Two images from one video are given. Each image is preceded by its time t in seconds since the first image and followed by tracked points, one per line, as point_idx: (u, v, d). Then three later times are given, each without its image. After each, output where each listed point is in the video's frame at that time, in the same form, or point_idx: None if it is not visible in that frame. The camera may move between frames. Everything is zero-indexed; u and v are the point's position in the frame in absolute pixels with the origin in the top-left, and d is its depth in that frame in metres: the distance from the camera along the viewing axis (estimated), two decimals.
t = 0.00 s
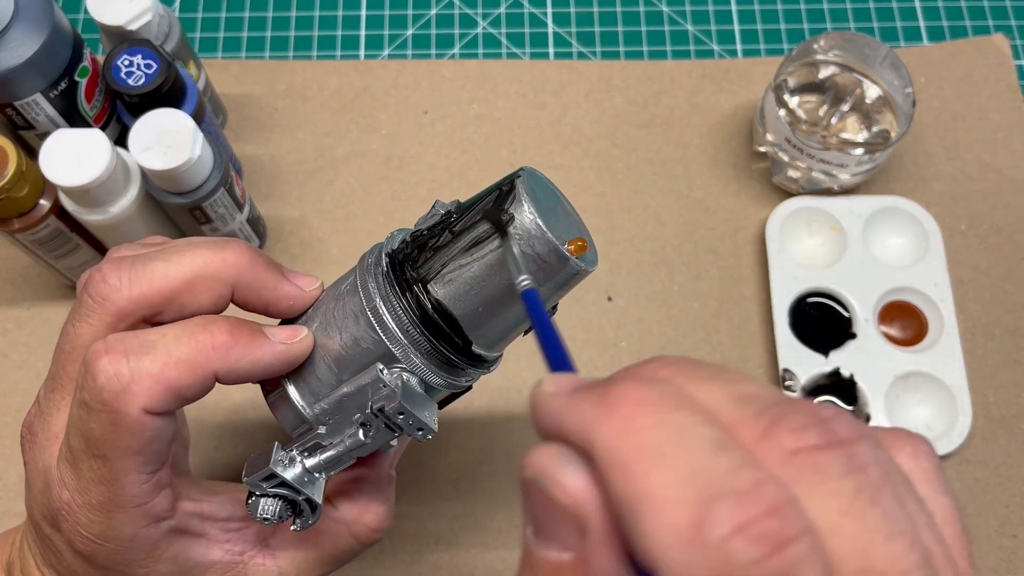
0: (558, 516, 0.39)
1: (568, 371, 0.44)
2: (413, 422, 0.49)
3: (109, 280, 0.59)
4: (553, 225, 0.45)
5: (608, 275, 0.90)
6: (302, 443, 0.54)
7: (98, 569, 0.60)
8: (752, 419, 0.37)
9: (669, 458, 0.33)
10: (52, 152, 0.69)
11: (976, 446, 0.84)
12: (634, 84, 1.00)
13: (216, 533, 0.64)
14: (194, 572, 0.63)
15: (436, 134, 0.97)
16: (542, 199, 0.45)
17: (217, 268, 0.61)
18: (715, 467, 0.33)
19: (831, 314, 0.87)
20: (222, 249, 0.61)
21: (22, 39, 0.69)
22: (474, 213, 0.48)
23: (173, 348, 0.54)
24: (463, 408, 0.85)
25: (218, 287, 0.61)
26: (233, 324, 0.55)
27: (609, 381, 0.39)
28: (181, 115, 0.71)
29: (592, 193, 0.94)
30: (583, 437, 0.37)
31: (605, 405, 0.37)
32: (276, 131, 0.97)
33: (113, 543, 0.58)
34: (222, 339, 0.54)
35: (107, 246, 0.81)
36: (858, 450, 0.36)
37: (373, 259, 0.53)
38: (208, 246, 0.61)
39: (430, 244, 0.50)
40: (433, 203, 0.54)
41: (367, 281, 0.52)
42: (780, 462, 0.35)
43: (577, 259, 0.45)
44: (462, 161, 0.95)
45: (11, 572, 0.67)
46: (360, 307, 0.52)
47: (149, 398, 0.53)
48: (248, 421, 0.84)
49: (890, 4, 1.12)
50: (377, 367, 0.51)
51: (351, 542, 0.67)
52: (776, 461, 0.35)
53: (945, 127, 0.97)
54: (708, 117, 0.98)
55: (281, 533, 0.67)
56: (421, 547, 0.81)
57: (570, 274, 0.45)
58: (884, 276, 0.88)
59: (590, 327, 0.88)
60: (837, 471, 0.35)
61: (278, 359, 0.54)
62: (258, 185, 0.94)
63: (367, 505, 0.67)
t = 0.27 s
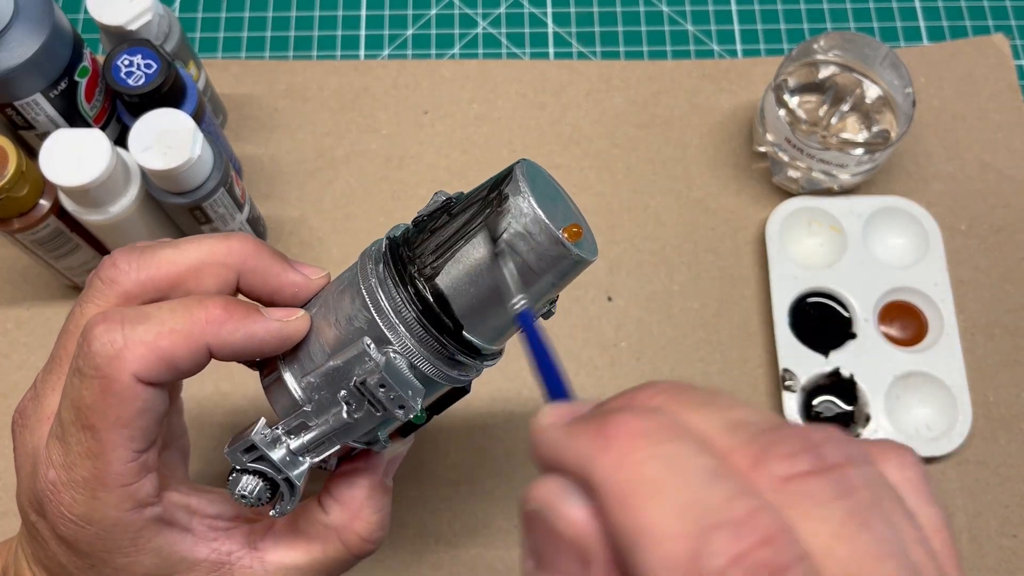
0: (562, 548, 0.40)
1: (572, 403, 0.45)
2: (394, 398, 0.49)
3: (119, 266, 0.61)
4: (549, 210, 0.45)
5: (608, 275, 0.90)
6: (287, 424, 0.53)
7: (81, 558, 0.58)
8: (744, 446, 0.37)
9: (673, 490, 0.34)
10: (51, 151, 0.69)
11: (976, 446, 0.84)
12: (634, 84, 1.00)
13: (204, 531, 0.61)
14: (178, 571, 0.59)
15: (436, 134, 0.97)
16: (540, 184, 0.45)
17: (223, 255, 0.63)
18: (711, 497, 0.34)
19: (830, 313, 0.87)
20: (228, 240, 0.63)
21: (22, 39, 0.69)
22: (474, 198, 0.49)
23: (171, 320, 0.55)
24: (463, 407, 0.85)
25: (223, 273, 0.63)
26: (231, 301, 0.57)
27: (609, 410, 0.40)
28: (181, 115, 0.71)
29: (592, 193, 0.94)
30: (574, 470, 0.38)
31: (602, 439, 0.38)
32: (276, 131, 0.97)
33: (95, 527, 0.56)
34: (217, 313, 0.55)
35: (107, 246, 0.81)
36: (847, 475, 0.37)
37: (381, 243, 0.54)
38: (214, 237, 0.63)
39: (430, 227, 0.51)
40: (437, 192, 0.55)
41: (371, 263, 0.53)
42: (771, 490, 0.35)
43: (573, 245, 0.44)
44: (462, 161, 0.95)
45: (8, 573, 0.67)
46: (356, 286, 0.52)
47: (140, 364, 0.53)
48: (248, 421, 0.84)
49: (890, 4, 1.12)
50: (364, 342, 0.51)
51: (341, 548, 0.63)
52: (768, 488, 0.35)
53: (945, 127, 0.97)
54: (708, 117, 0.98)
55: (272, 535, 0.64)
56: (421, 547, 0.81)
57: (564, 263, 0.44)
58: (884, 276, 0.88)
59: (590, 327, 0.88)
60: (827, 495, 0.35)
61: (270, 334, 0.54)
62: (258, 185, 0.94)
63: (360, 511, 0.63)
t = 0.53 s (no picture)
0: None
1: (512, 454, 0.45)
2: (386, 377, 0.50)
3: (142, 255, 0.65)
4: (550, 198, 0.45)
5: (608, 275, 0.90)
6: (280, 402, 0.54)
7: (70, 538, 0.57)
8: (674, 482, 0.38)
9: (598, 540, 0.35)
10: (52, 151, 0.69)
11: (976, 446, 0.84)
12: (634, 84, 1.00)
13: (197, 526, 0.58)
14: (165, 565, 0.56)
15: (436, 134, 0.97)
16: (542, 173, 0.46)
17: (239, 248, 0.66)
18: (645, 536, 0.34)
19: (830, 313, 0.87)
20: (246, 235, 0.67)
21: (22, 39, 0.69)
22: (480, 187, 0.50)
23: (178, 293, 0.56)
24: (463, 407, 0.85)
25: (239, 265, 0.66)
26: (242, 283, 0.59)
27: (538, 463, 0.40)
28: (181, 115, 0.71)
29: (592, 193, 0.94)
30: (517, 521, 0.39)
31: (534, 487, 0.38)
32: (276, 131, 0.97)
33: (85, 503, 0.55)
34: (224, 290, 0.57)
35: (107, 246, 0.81)
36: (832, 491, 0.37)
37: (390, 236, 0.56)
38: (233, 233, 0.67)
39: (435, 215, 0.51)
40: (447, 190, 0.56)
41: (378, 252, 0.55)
42: (704, 522, 0.36)
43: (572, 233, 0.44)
44: (462, 161, 0.95)
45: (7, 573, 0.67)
46: (360, 270, 0.53)
47: (144, 331, 0.55)
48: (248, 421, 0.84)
49: (890, 4, 1.12)
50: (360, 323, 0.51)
51: (332, 557, 0.60)
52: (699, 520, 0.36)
53: (945, 127, 0.97)
54: (708, 117, 0.98)
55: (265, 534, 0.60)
56: (422, 547, 0.81)
57: (563, 250, 0.44)
58: (884, 276, 0.88)
59: (590, 327, 0.88)
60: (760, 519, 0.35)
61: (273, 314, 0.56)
62: (259, 185, 0.94)
63: (354, 518, 0.61)
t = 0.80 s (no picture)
0: None
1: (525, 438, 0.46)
2: (383, 383, 0.50)
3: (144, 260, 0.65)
4: (552, 207, 0.45)
5: (608, 275, 0.90)
6: (280, 409, 0.54)
7: (68, 540, 0.56)
8: (689, 463, 0.39)
9: (615, 513, 0.36)
10: (52, 151, 0.69)
11: (976, 446, 0.84)
12: (634, 84, 1.00)
13: (195, 534, 0.57)
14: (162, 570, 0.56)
15: (436, 134, 0.97)
16: (545, 182, 0.46)
17: (248, 256, 0.67)
18: (663, 515, 0.35)
19: (831, 313, 0.87)
20: (255, 244, 0.68)
21: (22, 39, 0.69)
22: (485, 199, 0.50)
23: (184, 297, 0.57)
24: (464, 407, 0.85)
25: (246, 272, 0.67)
26: (249, 290, 0.59)
27: (559, 442, 0.41)
28: (181, 115, 0.71)
29: (592, 193, 0.94)
30: (534, 500, 0.39)
31: (554, 471, 0.39)
32: (277, 131, 0.97)
33: (84, 506, 0.55)
34: (231, 296, 0.58)
35: (107, 246, 0.81)
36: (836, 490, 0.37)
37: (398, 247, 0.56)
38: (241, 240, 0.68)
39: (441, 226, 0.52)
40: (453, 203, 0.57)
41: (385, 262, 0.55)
42: (718, 501, 0.37)
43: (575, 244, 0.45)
44: (462, 161, 0.95)
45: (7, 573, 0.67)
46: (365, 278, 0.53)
47: (149, 334, 0.55)
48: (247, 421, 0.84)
49: (890, 4, 1.12)
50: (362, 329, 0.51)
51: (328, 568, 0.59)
52: (714, 499, 0.37)
53: (945, 127, 0.97)
54: (708, 117, 0.98)
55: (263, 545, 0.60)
56: (422, 547, 0.81)
57: (564, 258, 0.44)
58: (884, 276, 0.88)
59: (590, 327, 0.88)
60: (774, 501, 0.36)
61: (279, 323, 0.57)
62: (259, 186, 0.94)
63: (352, 529, 0.60)
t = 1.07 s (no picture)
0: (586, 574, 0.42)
1: (574, 435, 0.47)
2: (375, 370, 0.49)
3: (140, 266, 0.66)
4: (549, 198, 0.46)
5: (608, 275, 0.90)
6: (274, 395, 0.52)
7: (62, 527, 0.57)
8: (753, 471, 0.39)
9: (682, 518, 0.36)
10: (51, 151, 0.69)
11: (976, 446, 0.84)
12: (634, 84, 1.00)
13: (189, 528, 0.57)
14: (154, 564, 0.55)
15: (436, 134, 0.97)
16: (544, 175, 0.47)
17: (255, 254, 0.69)
18: (731, 522, 0.35)
19: (831, 313, 0.87)
20: (264, 242, 0.69)
21: (22, 39, 0.69)
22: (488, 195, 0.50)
23: (188, 285, 0.59)
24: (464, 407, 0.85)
25: (254, 269, 0.69)
26: (254, 282, 0.61)
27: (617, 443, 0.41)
28: (181, 115, 0.71)
29: (592, 193, 0.94)
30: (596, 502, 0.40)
31: (616, 472, 0.39)
32: (276, 131, 0.97)
33: (79, 490, 0.55)
34: (233, 286, 0.59)
35: (107, 246, 0.81)
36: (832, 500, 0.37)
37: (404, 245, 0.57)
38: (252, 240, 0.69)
39: (444, 222, 0.52)
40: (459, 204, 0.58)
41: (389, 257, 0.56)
42: (785, 511, 0.37)
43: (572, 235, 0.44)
44: (462, 162, 0.95)
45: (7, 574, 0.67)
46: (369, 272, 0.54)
47: (151, 317, 0.57)
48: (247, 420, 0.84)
49: (890, 4, 1.12)
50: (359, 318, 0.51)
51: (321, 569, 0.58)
52: (781, 510, 0.37)
53: (945, 127, 0.97)
54: (708, 117, 0.98)
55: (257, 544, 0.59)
56: (422, 547, 0.81)
57: (559, 247, 0.44)
58: (884, 276, 0.88)
59: (590, 327, 0.88)
60: (841, 514, 0.36)
61: (280, 316, 0.58)
62: (259, 185, 0.94)
63: (345, 530, 0.58)
